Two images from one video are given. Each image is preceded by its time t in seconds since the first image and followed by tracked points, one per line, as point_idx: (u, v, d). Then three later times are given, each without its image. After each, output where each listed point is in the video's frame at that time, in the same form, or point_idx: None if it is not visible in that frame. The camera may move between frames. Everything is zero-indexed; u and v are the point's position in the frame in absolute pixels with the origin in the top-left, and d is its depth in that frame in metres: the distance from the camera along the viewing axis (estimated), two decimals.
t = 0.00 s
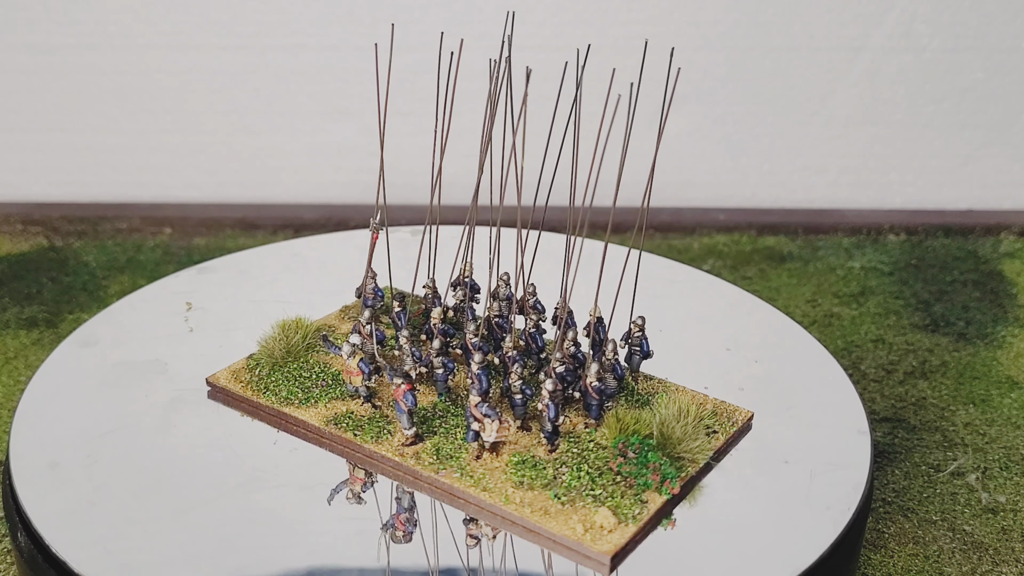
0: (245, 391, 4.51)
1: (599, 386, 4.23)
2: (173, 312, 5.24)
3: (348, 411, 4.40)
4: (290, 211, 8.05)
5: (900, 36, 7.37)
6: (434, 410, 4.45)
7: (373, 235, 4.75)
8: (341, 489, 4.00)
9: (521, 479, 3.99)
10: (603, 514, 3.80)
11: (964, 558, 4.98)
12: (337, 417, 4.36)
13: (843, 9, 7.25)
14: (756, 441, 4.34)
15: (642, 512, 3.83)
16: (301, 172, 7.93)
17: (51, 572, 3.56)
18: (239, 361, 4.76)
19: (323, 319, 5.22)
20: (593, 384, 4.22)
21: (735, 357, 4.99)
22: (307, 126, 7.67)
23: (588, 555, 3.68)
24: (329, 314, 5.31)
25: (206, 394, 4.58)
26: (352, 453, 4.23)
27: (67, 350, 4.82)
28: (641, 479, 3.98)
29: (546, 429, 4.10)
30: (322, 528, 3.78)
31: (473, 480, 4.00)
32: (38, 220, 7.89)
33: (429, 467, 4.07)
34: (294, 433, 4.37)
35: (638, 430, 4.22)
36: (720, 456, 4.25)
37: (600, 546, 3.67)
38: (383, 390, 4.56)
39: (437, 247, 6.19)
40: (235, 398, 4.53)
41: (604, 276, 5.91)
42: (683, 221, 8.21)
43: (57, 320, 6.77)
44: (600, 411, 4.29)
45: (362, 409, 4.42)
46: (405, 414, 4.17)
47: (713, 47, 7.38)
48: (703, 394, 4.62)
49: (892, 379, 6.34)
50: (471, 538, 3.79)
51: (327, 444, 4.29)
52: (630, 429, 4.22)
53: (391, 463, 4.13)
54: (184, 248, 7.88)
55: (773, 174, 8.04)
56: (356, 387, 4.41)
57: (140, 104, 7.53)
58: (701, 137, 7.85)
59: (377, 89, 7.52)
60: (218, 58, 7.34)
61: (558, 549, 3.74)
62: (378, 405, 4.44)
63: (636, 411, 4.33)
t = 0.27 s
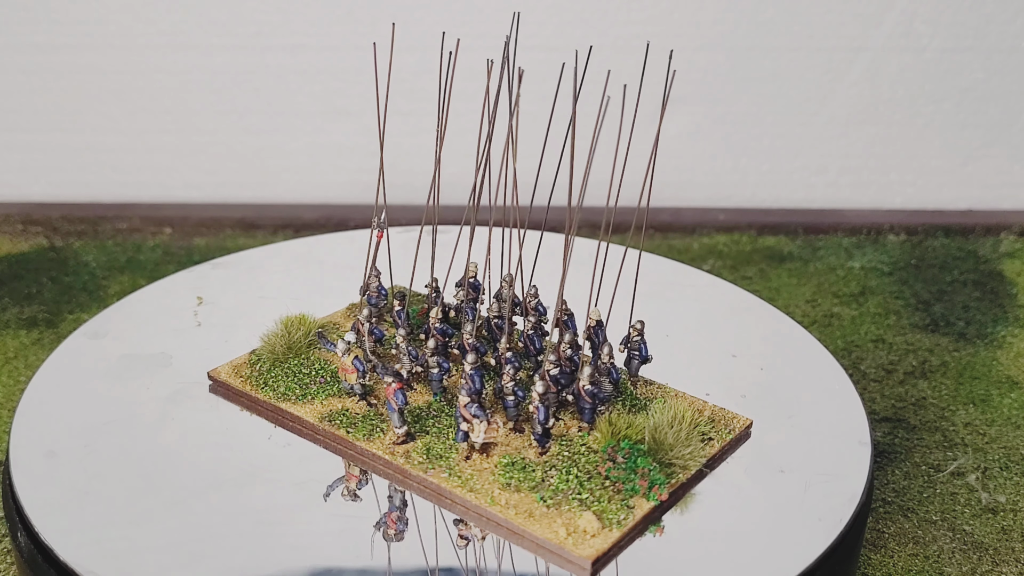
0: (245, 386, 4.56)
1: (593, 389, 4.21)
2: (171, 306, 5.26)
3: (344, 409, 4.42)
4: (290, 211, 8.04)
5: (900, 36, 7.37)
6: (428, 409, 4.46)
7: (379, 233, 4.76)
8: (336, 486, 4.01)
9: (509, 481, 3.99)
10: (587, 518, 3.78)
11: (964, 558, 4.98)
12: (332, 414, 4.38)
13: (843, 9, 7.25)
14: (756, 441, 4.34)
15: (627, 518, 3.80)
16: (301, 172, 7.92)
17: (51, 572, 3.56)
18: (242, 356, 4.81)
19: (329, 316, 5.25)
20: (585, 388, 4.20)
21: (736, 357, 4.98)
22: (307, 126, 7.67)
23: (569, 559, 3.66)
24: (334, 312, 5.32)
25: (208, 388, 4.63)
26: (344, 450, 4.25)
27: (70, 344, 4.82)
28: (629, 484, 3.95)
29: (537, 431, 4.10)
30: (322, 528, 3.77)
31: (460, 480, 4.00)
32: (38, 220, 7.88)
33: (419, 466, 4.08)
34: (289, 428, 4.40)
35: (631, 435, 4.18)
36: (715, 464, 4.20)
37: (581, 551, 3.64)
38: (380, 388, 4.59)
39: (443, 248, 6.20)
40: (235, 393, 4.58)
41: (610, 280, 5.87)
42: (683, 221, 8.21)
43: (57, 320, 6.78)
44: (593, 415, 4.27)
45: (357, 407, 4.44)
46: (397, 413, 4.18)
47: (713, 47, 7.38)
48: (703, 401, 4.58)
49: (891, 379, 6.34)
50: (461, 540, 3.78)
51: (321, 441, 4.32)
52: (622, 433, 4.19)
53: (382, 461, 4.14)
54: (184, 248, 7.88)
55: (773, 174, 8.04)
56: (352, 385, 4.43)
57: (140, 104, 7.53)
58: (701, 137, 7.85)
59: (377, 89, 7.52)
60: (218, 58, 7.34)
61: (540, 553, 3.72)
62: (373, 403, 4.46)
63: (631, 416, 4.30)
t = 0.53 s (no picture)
0: (244, 380, 4.58)
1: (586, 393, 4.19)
2: (179, 300, 5.30)
3: (339, 406, 4.43)
4: (290, 211, 8.04)
5: (901, 36, 7.37)
6: (422, 408, 4.46)
7: (385, 233, 4.76)
8: (331, 482, 4.02)
9: (496, 482, 3.98)
10: (571, 522, 3.76)
11: (964, 558, 4.98)
12: (328, 410, 4.39)
13: (843, 9, 7.25)
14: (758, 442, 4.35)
15: (611, 523, 3.78)
16: (301, 172, 7.92)
17: (51, 572, 3.56)
18: (245, 351, 4.84)
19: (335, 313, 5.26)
20: (577, 392, 4.17)
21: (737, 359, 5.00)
22: (307, 126, 7.67)
23: (549, 563, 3.65)
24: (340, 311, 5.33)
25: (210, 380, 4.67)
26: (336, 447, 4.26)
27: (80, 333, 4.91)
28: (616, 489, 3.93)
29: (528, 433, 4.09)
30: (322, 527, 3.77)
31: (448, 480, 4.00)
32: (38, 220, 7.88)
33: (408, 465, 4.08)
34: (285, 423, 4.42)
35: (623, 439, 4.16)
36: (708, 472, 4.16)
37: (561, 555, 3.63)
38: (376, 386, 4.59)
39: (446, 250, 6.21)
40: (234, 386, 4.60)
41: (613, 282, 5.85)
42: (683, 221, 8.21)
43: (57, 320, 6.78)
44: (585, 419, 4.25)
45: (352, 404, 4.45)
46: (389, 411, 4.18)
47: (713, 47, 7.38)
48: (702, 408, 4.54)
49: (892, 379, 6.34)
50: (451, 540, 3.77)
51: (314, 436, 4.33)
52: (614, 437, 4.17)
53: (372, 459, 4.15)
54: (184, 248, 7.87)
55: (773, 174, 8.04)
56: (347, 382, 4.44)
57: (140, 104, 7.53)
58: (701, 137, 7.85)
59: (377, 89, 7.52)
60: (218, 58, 7.34)
61: (521, 556, 3.71)
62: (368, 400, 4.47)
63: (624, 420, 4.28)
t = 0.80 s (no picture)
0: (245, 374, 4.61)
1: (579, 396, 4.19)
2: (180, 295, 5.32)
3: (334, 402, 4.45)
4: (290, 212, 8.04)
5: (901, 36, 7.37)
6: (416, 407, 4.47)
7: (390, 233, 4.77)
8: (328, 479, 4.03)
9: (483, 484, 3.98)
10: (553, 526, 3.75)
11: (965, 558, 4.98)
12: (324, 407, 4.40)
13: (843, 9, 7.25)
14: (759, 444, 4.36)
15: (594, 528, 3.77)
16: (301, 172, 7.92)
17: (51, 572, 3.55)
18: (249, 346, 4.87)
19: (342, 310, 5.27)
20: (569, 395, 4.17)
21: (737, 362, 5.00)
22: (306, 126, 7.67)
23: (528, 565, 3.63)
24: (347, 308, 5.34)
25: (213, 374, 4.70)
26: (329, 443, 4.27)
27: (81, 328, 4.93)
28: (602, 494, 3.92)
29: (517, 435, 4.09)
30: (322, 526, 3.76)
31: (434, 480, 3.99)
32: (38, 220, 7.88)
33: (397, 463, 4.09)
34: (281, 417, 4.44)
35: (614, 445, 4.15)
36: (700, 481, 4.13)
37: (541, 559, 3.61)
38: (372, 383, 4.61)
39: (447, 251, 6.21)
40: (235, 380, 4.63)
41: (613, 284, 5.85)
42: (683, 221, 8.20)
43: (57, 320, 6.78)
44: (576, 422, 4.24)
45: (348, 400, 4.47)
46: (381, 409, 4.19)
47: (713, 46, 7.38)
48: (701, 416, 4.52)
49: (892, 379, 6.34)
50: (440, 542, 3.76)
51: (308, 431, 4.34)
52: (605, 442, 4.17)
53: (362, 456, 4.15)
54: (184, 248, 7.87)
55: (773, 174, 8.04)
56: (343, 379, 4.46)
57: (140, 104, 7.52)
58: (701, 137, 7.85)
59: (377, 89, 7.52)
60: (218, 58, 7.34)
61: (502, 558, 3.70)
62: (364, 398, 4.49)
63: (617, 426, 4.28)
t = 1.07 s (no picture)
0: (245, 369, 4.62)
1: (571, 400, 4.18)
2: (182, 292, 5.30)
3: (330, 399, 4.45)
4: (290, 212, 8.04)
5: (901, 36, 7.37)
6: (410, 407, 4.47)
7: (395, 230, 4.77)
8: (324, 476, 4.04)
9: (469, 485, 3.98)
10: (535, 530, 3.74)
11: (964, 558, 4.98)
12: (320, 403, 4.41)
13: (844, 9, 7.25)
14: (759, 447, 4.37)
15: (577, 532, 3.76)
16: (301, 172, 7.92)
17: (50, 571, 3.54)
18: (252, 341, 4.88)
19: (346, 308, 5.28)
20: (561, 399, 4.17)
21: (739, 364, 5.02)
22: (307, 126, 7.67)
23: (506, 567, 3.62)
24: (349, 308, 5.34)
25: (215, 368, 4.72)
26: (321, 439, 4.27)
27: (84, 324, 4.92)
28: (588, 500, 3.92)
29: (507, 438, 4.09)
30: (323, 525, 3.75)
31: (422, 480, 3.99)
32: (38, 220, 7.88)
33: (387, 462, 4.09)
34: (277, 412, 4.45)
35: (604, 450, 4.16)
36: (691, 489, 4.11)
37: (520, 562, 3.60)
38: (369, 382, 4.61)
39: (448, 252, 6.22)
40: (235, 374, 4.64)
41: (614, 285, 5.85)
42: (683, 221, 8.20)
43: (57, 320, 6.78)
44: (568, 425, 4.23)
45: (343, 397, 4.47)
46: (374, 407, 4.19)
47: (713, 47, 7.38)
48: (697, 422, 4.51)
49: (892, 379, 6.34)
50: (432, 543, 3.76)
51: (303, 427, 4.35)
52: (595, 447, 4.17)
53: (353, 454, 4.16)
54: (184, 248, 7.87)
55: (773, 174, 8.04)
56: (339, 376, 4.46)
57: (140, 104, 7.53)
58: (701, 137, 7.85)
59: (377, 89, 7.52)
60: (218, 58, 7.34)
61: (481, 561, 3.69)
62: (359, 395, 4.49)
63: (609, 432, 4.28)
